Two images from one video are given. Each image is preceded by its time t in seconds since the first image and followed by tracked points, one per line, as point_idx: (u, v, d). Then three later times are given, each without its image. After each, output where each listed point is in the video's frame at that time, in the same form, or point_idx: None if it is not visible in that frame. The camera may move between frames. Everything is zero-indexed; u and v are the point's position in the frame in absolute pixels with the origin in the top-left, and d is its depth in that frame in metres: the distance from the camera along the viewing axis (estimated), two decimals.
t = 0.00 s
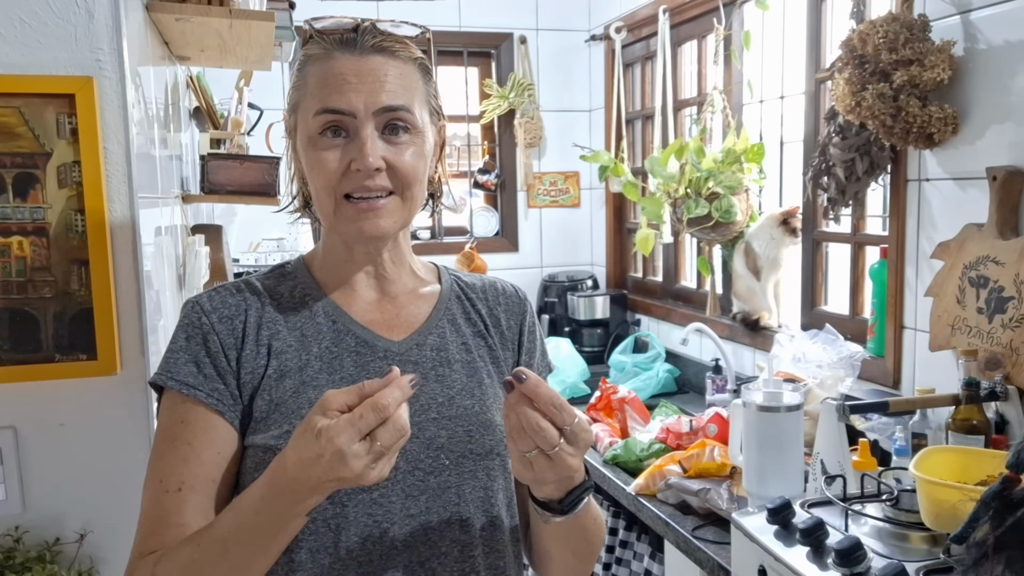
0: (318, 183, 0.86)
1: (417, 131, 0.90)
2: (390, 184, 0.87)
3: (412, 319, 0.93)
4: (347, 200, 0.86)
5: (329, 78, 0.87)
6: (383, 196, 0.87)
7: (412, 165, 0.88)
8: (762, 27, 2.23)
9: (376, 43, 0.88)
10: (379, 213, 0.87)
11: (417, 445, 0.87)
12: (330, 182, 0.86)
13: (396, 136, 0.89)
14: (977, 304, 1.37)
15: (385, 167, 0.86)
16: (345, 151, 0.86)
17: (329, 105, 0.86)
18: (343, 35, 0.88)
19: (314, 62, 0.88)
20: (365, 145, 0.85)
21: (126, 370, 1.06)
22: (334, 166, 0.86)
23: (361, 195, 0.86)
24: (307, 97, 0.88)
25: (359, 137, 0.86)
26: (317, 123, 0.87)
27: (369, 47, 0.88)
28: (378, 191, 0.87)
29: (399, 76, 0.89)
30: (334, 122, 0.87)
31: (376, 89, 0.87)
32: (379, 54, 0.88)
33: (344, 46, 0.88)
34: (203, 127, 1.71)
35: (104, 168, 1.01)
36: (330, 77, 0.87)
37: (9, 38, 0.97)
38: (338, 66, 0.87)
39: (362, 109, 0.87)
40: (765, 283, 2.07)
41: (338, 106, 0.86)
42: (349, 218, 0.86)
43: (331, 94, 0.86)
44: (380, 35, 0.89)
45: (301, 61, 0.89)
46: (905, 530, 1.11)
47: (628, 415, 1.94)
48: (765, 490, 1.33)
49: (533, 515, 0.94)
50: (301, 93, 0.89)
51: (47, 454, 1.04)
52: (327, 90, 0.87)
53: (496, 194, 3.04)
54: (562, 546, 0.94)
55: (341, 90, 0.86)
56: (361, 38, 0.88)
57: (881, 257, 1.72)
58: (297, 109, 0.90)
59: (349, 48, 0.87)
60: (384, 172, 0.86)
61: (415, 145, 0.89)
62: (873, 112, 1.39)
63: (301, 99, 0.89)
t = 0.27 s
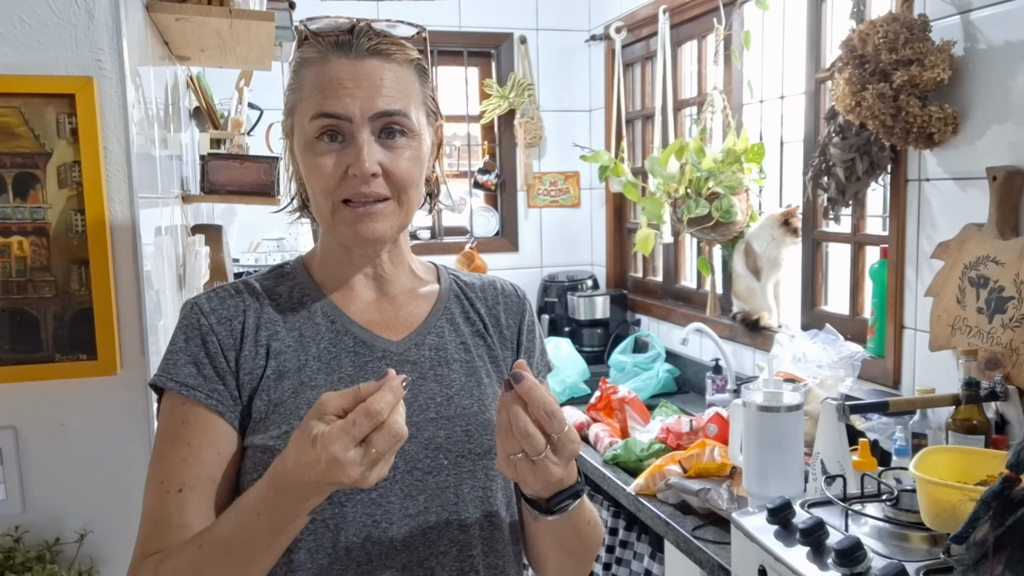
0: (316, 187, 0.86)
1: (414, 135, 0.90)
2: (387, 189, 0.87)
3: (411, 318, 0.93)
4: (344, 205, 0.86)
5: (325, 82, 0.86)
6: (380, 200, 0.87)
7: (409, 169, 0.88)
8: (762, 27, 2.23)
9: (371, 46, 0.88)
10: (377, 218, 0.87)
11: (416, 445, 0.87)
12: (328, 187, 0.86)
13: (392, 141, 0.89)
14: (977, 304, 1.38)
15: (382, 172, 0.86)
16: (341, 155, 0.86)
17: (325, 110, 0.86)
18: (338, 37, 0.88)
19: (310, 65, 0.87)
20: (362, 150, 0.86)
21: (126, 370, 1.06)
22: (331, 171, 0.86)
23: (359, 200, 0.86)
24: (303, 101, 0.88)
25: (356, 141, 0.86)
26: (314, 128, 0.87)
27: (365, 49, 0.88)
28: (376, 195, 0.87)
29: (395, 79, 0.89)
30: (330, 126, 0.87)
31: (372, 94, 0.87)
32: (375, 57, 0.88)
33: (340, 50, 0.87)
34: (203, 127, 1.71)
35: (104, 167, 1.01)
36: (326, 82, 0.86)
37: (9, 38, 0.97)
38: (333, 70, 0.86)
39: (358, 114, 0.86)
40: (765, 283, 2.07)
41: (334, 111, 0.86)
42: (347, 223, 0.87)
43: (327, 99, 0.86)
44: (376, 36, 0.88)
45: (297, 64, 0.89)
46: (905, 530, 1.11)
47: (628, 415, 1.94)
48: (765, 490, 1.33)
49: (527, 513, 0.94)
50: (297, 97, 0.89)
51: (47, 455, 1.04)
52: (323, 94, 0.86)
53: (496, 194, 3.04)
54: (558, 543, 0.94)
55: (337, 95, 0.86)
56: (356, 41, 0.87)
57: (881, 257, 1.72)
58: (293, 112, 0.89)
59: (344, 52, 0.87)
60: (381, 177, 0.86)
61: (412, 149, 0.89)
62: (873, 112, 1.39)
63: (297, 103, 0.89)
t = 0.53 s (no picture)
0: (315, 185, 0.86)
1: (414, 133, 0.90)
2: (387, 185, 0.87)
3: (410, 318, 0.93)
4: (343, 202, 0.86)
5: (324, 81, 0.87)
6: (380, 198, 0.86)
7: (409, 166, 0.88)
8: (762, 28, 2.23)
9: (370, 44, 0.88)
10: (376, 215, 0.87)
11: (416, 445, 0.87)
12: (327, 184, 0.86)
13: (392, 139, 0.89)
14: (977, 304, 1.38)
15: (381, 169, 0.86)
16: (341, 153, 0.86)
17: (324, 108, 0.86)
18: (338, 36, 0.88)
19: (308, 64, 0.88)
20: (361, 147, 0.85)
21: (126, 370, 1.06)
22: (330, 168, 0.86)
23: (358, 197, 0.86)
24: (303, 100, 0.88)
25: (355, 139, 0.86)
26: (313, 126, 0.87)
27: (364, 47, 0.88)
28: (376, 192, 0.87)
29: (393, 77, 0.89)
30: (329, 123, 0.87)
31: (371, 91, 0.87)
32: (373, 55, 0.88)
33: (339, 48, 0.88)
34: (203, 127, 1.71)
35: (104, 167, 1.01)
36: (325, 80, 0.87)
37: (9, 38, 0.97)
38: (332, 68, 0.87)
39: (358, 111, 0.87)
40: (765, 283, 2.07)
41: (333, 108, 0.86)
42: (347, 219, 0.87)
43: (326, 98, 0.86)
44: (375, 35, 0.89)
45: (296, 63, 0.89)
46: (905, 529, 1.11)
47: (628, 415, 1.94)
48: (765, 490, 1.33)
49: (526, 514, 0.94)
50: (296, 97, 0.89)
51: (48, 454, 1.04)
52: (322, 92, 0.87)
53: (496, 193, 3.04)
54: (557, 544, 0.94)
55: (336, 93, 0.86)
56: (355, 39, 0.88)
57: (881, 257, 1.72)
58: (293, 112, 0.90)
59: (343, 50, 0.87)
60: (381, 174, 0.86)
61: (411, 147, 0.89)
62: (872, 112, 1.39)
63: (297, 102, 0.89)
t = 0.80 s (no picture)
0: (317, 161, 0.86)
1: (420, 120, 0.90)
2: (391, 167, 0.87)
3: (407, 318, 0.93)
4: (345, 180, 0.86)
5: (338, 61, 0.87)
6: (383, 177, 0.86)
7: (413, 151, 0.88)
8: (762, 28, 2.23)
9: (386, 34, 0.89)
10: (377, 195, 0.86)
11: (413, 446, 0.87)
12: (330, 161, 0.85)
13: (398, 123, 0.89)
14: (977, 304, 1.38)
15: (387, 148, 0.86)
16: (348, 131, 0.86)
17: (336, 85, 0.87)
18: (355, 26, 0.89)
19: (324, 48, 0.89)
20: (369, 126, 0.86)
21: (126, 370, 1.06)
22: (336, 144, 0.86)
23: (361, 174, 0.85)
24: (314, 80, 0.88)
25: (364, 118, 0.86)
26: (322, 102, 0.87)
27: (379, 37, 0.89)
28: (378, 172, 0.86)
29: (405, 66, 0.90)
30: (338, 102, 0.87)
31: (384, 74, 0.88)
32: (388, 44, 0.89)
33: (355, 33, 0.89)
34: (203, 127, 1.71)
35: (104, 167, 1.01)
36: (339, 60, 0.87)
37: (9, 38, 0.97)
38: (348, 50, 0.88)
39: (369, 90, 0.87)
40: (765, 283, 2.07)
41: (344, 85, 0.87)
42: (345, 198, 0.85)
43: (338, 75, 0.87)
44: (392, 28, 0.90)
45: (310, 47, 0.90)
46: (905, 530, 1.11)
47: (628, 415, 1.94)
48: (764, 490, 1.33)
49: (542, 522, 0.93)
50: (306, 77, 0.89)
51: (47, 455, 1.04)
52: (336, 71, 0.87)
53: (496, 194, 3.04)
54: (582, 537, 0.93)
55: (350, 71, 0.87)
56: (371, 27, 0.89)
57: (881, 257, 1.72)
58: (301, 92, 0.90)
59: (360, 38, 0.88)
60: (386, 155, 0.86)
61: (417, 133, 0.90)
62: (873, 112, 1.39)
63: (306, 82, 0.89)
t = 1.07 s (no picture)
0: (315, 182, 0.87)
1: (415, 131, 0.90)
2: (387, 185, 0.87)
3: (411, 318, 0.93)
4: (343, 200, 0.87)
5: (328, 78, 0.87)
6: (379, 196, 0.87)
7: (410, 165, 0.88)
8: (762, 28, 2.23)
9: (375, 44, 0.88)
10: (376, 215, 0.87)
11: (416, 444, 0.86)
12: (327, 182, 0.86)
13: (393, 137, 0.89)
14: (977, 304, 1.38)
15: (381, 167, 0.86)
16: (341, 151, 0.86)
17: (326, 106, 0.86)
18: (344, 36, 0.88)
19: (315, 61, 0.88)
20: (361, 146, 0.86)
21: (126, 370, 1.06)
22: (330, 166, 0.86)
23: (357, 196, 0.86)
24: (306, 97, 0.88)
25: (356, 137, 0.86)
26: (314, 123, 0.87)
27: (368, 47, 0.88)
28: (376, 191, 0.87)
29: (397, 76, 0.89)
30: (330, 121, 0.87)
31: (374, 89, 0.87)
32: (378, 54, 0.88)
33: (344, 45, 0.88)
34: (203, 127, 1.71)
35: (104, 167, 1.01)
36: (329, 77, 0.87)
37: (9, 38, 0.97)
38: (336, 66, 0.87)
39: (359, 109, 0.87)
40: (765, 283, 2.07)
41: (334, 105, 0.86)
42: (345, 220, 0.87)
43: (328, 95, 0.86)
44: (381, 35, 0.89)
45: (302, 62, 0.90)
46: (905, 530, 1.11)
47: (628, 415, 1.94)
48: (765, 490, 1.33)
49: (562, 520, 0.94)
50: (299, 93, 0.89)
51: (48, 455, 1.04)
52: (325, 90, 0.87)
53: (496, 194, 3.04)
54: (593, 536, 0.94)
55: (339, 90, 0.86)
56: (360, 37, 0.88)
57: (881, 258, 1.72)
58: (296, 108, 0.90)
59: (348, 49, 0.88)
60: (381, 172, 0.87)
61: (413, 146, 0.89)
62: (873, 112, 1.39)
63: (300, 98, 0.89)
